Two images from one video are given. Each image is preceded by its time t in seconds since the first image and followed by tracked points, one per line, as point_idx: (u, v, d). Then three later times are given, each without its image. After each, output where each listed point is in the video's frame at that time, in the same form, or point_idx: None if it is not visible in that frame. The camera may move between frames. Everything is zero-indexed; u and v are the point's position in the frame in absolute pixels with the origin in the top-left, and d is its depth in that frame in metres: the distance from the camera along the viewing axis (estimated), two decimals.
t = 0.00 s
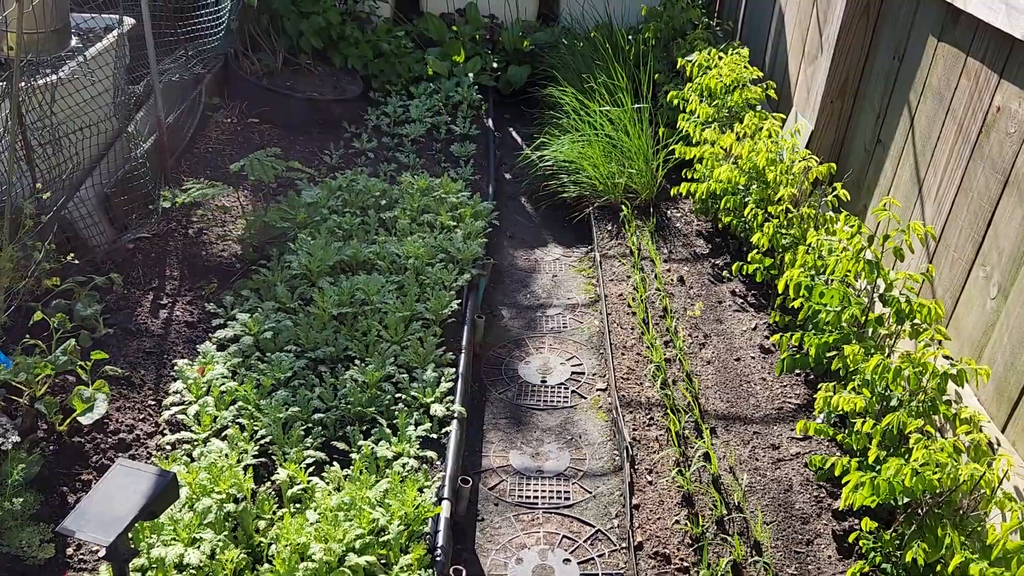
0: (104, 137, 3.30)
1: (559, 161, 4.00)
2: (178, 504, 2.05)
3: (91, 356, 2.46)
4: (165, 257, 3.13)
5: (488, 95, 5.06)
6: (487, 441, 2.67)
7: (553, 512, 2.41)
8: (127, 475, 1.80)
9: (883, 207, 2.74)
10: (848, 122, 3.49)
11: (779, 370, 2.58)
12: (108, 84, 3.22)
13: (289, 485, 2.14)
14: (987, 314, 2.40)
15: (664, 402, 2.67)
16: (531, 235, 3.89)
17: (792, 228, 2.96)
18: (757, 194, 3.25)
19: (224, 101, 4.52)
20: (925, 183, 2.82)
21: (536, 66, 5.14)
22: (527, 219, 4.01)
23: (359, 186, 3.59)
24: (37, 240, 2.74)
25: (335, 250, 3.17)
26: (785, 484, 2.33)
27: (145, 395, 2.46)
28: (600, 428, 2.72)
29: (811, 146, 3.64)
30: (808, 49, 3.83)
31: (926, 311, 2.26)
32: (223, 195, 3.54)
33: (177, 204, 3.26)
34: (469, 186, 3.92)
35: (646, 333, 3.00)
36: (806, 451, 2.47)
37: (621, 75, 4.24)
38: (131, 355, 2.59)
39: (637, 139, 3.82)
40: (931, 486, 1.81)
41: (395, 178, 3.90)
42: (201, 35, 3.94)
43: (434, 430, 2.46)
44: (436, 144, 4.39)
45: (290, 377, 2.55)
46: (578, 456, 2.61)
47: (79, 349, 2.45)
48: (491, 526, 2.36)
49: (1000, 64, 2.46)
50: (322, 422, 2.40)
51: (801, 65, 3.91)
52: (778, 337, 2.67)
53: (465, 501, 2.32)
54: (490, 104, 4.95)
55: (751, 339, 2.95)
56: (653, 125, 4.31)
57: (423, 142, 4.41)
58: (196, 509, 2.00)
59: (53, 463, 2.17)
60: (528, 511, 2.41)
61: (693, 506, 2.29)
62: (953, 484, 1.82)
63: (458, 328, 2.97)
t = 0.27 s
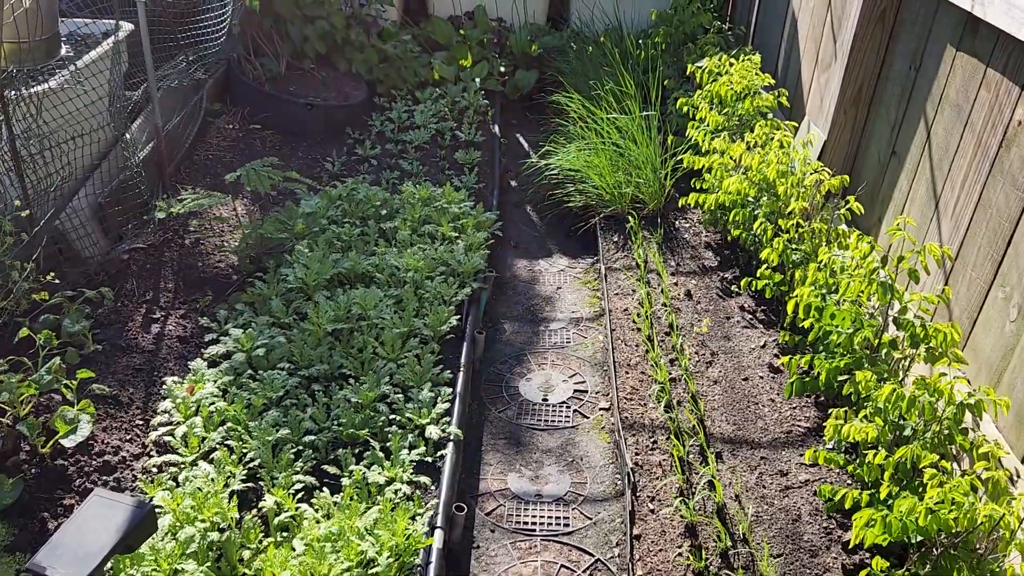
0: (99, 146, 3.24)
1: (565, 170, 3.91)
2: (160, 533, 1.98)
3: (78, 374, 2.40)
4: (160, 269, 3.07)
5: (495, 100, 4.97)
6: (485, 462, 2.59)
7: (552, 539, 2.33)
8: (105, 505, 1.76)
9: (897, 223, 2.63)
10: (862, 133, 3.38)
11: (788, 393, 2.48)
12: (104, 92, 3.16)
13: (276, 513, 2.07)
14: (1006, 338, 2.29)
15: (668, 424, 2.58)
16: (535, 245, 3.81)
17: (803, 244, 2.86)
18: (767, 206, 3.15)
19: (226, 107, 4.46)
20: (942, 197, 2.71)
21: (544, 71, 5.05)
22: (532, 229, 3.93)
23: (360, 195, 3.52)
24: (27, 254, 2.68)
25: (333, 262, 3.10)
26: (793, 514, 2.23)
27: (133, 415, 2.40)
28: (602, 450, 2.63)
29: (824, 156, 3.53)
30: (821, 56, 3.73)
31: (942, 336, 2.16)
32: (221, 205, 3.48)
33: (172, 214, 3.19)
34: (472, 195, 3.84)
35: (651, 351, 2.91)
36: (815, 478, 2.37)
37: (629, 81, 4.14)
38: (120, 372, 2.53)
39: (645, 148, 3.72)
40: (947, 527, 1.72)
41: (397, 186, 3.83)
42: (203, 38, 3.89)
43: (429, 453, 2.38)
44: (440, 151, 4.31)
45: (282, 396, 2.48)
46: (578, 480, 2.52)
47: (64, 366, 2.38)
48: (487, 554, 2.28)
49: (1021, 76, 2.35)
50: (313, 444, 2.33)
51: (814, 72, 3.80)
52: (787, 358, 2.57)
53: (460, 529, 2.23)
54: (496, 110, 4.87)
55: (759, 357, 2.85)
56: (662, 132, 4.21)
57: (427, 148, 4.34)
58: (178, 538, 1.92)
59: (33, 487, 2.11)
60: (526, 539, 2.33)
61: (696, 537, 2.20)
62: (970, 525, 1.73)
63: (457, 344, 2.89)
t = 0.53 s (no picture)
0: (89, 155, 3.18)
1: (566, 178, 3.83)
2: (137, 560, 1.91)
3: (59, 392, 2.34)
4: (150, 279, 3.01)
5: (497, 105, 4.89)
6: (479, 482, 2.51)
7: (545, 565, 2.25)
8: (77, 534, 1.66)
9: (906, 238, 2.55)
10: (870, 141, 3.29)
11: (792, 414, 2.39)
12: (93, 99, 3.10)
13: (258, 539, 2.00)
14: (1019, 358, 2.20)
15: (667, 445, 2.50)
16: (535, 254, 3.73)
17: (809, 257, 2.78)
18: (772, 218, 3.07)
19: (223, 112, 4.40)
20: (952, 210, 2.62)
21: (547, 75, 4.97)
22: (532, 237, 3.85)
23: (356, 204, 3.45)
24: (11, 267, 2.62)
25: (326, 274, 3.03)
26: (795, 542, 2.15)
27: (116, 433, 2.33)
28: (599, 470, 2.55)
29: (831, 165, 3.44)
30: (829, 61, 3.64)
31: (952, 357, 2.07)
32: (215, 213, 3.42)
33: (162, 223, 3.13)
34: (471, 203, 3.77)
35: (652, 367, 2.82)
36: (819, 503, 2.28)
37: (633, 87, 4.05)
38: (104, 388, 2.47)
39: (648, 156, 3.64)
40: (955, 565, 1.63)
41: (395, 194, 3.76)
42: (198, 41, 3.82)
43: (419, 474, 2.30)
44: (440, 157, 4.24)
45: (269, 414, 2.41)
46: (574, 502, 2.44)
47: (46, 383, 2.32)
48: None
49: None
50: (299, 465, 2.26)
51: (822, 78, 3.71)
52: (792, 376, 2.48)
53: (449, 555, 2.18)
54: (498, 115, 4.79)
55: (763, 373, 2.77)
56: (666, 139, 4.12)
57: (426, 154, 4.26)
58: (156, 565, 1.86)
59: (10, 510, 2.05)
60: (518, 564, 2.25)
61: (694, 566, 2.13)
62: (980, 562, 1.64)
63: (452, 358, 2.81)
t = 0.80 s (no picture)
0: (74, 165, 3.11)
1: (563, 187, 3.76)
2: None
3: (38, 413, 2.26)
4: (136, 293, 2.93)
5: (494, 111, 4.82)
6: (472, 504, 2.44)
7: None
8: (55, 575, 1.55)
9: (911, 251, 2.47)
10: (873, 149, 3.22)
11: (794, 435, 2.32)
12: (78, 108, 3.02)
13: (241, 569, 1.93)
14: None
15: (666, 466, 2.42)
16: (532, 264, 3.65)
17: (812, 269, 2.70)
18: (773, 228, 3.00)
19: (215, 119, 4.33)
20: (959, 222, 2.55)
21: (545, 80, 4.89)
22: (529, 247, 3.78)
23: (348, 214, 3.37)
24: None
25: (316, 287, 2.96)
26: (799, 569, 2.08)
27: (96, 455, 2.26)
28: (595, 491, 2.48)
29: (834, 173, 3.37)
30: (831, 67, 3.56)
31: (961, 378, 1.99)
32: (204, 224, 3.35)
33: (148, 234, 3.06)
34: (466, 212, 3.69)
35: (650, 384, 2.75)
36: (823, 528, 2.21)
37: (631, 93, 3.98)
38: (85, 408, 2.40)
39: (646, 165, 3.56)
40: None
41: (388, 203, 3.68)
42: (191, 48, 3.71)
43: (410, 498, 2.23)
44: (435, 164, 4.17)
45: (255, 436, 2.34)
46: (570, 525, 2.37)
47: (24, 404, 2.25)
48: None
49: None
50: (285, 490, 2.18)
51: (824, 84, 3.64)
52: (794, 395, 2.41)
53: None
54: (495, 121, 4.72)
55: (764, 390, 2.69)
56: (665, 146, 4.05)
57: (421, 162, 4.19)
58: None
59: None
60: None
61: None
62: None
63: (445, 375, 2.74)
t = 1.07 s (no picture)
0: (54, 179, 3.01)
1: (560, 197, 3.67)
2: None
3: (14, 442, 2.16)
4: (119, 311, 2.83)
5: (489, 117, 4.73)
6: (470, 532, 2.35)
7: None
8: None
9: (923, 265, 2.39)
10: (879, 156, 3.14)
11: (804, 458, 2.23)
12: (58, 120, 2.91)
13: None
14: None
15: (671, 491, 2.33)
16: (529, 276, 3.56)
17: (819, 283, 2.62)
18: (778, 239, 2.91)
19: (203, 128, 4.23)
20: (971, 234, 2.47)
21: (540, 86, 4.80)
22: (526, 258, 3.69)
23: (340, 227, 3.28)
24: None
25: (307, 304, 2.86)
26: None
27: (76, 485, 2.16)
28: (598, 517, 2.39)
29: (838, 181, 3.28)
30: (834, 72, 3.48)
31: (980, 401, 1.91)
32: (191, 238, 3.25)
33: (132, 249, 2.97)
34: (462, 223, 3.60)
35: (653, 403, 2.66)
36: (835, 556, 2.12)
37: (629, 100, 3.89)
38: (65, 435, 2.30)
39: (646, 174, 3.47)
40: None
41: (381, 214, 3.59)
42: (180, 55, 3.61)
43: (405, 529, 2.13)
44: (429, 173, 4.07)
45: (243, 463, 2.24)
46: (572, 553, 2.28)
47: None
48: None
49: None
50: (274, 522, 2.09)
51: (826, 90, 3.56)
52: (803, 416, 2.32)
53: None
54: (490, 127, 4.63)
55: (771, 408, 2.61)
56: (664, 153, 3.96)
57: (415, 171, 4.10)
58: None
59: None
60: None
61: None
62: None
63: (441, 394, 2.65)
